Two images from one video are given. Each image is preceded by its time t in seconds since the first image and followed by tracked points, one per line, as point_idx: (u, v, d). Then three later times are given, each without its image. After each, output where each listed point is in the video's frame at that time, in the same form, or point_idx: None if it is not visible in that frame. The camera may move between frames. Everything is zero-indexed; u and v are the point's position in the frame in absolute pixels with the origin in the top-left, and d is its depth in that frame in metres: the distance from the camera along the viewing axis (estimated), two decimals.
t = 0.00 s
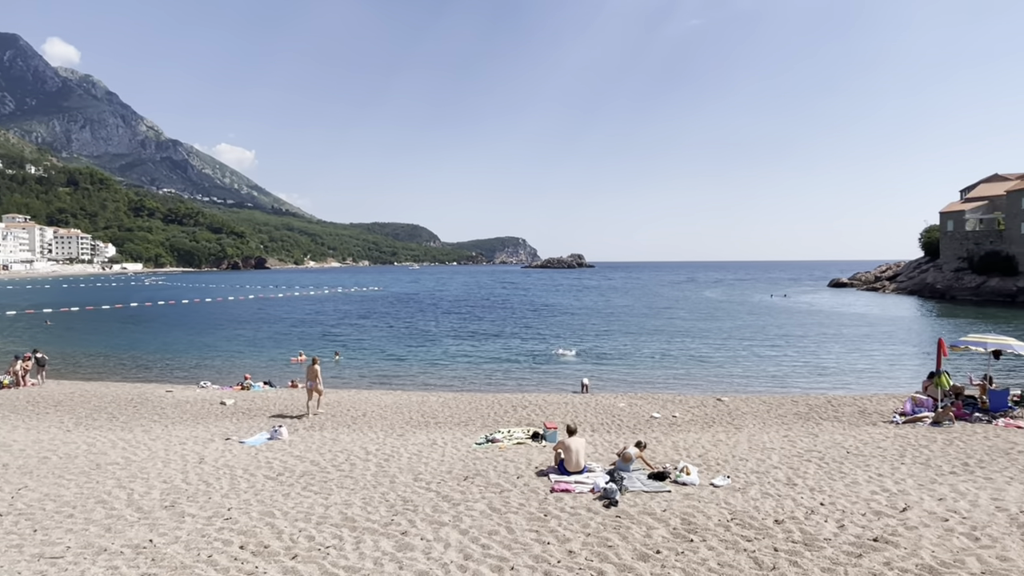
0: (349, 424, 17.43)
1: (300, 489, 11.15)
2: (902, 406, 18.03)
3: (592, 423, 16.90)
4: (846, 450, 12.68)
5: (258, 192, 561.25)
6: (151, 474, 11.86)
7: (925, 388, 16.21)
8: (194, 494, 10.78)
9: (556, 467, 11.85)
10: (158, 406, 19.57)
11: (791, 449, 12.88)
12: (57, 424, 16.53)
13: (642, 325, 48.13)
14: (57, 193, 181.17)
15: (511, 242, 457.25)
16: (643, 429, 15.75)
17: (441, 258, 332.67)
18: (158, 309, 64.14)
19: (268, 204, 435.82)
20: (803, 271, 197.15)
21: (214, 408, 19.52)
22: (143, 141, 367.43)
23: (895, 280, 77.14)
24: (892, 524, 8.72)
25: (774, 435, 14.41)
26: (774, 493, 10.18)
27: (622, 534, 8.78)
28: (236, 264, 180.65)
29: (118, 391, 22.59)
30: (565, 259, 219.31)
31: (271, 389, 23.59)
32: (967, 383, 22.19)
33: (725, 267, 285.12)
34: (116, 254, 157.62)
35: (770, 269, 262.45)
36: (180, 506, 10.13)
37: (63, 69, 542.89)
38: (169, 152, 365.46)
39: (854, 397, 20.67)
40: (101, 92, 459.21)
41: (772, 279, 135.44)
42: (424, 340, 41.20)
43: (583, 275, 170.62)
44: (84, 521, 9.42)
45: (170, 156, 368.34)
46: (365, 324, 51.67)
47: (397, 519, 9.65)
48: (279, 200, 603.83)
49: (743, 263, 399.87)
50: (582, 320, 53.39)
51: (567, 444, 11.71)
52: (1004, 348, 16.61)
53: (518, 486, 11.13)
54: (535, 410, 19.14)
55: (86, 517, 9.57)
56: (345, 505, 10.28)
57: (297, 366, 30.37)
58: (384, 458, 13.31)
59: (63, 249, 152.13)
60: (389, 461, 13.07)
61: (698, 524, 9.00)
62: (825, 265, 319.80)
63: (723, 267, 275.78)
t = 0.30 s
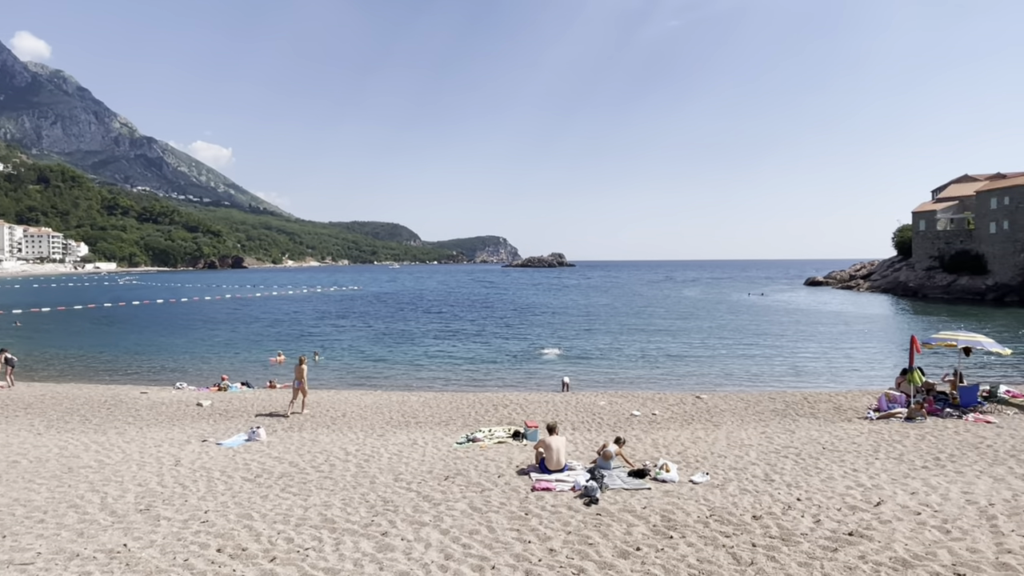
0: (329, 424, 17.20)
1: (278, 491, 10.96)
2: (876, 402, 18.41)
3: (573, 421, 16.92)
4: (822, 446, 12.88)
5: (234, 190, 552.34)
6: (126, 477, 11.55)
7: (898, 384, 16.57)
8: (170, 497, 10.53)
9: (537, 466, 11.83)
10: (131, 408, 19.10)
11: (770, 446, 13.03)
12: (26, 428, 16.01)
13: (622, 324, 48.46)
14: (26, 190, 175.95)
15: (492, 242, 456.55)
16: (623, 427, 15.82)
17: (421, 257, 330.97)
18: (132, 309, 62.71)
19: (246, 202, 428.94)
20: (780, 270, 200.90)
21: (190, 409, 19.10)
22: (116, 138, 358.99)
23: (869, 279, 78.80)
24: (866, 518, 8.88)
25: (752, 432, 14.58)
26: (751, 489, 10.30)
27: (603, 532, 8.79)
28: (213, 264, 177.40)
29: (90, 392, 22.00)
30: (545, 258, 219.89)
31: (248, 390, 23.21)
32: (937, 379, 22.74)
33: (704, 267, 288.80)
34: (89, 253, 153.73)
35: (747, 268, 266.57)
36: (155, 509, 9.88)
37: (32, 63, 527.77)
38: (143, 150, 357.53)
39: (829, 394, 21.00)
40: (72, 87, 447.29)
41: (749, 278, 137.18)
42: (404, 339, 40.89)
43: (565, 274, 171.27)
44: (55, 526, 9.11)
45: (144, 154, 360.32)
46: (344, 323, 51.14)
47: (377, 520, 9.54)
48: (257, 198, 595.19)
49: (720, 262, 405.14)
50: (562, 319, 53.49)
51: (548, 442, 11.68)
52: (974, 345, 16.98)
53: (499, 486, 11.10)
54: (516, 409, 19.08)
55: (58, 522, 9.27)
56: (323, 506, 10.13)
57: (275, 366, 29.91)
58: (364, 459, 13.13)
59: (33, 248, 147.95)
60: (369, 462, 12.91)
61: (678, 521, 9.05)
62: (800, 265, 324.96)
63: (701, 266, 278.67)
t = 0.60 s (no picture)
0: (309, 424, 16.98)
1: (259, 492, 10.77)
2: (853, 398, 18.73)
3: (556, 420, 16.92)
4: (801, 442, 13.05)
5: (213, 188, 543.77)
6: (101, 480, 11.26)
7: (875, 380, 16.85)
8: (147, 500, 10.28)
9: (520, 464, 11.81)
10: (106, 410, 18.66)
11: (749, 442, 13.17)
12: None
13: (605, 323, 48.62)
14: None
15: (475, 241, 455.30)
16: (605, 425, 15.86)
17: (403, 256, 329.27)
18: (107, 309, 61.28)
19: (225, 201, 422.31)
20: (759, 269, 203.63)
21: (167, 411, 18.71)
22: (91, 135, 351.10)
23: (846, 277, 80.20)
24: (844, 513, 8.99)
25: (733, 429, 14.73)
26: (732, 485, 10.38)
27: (585, 530, 8.79)
28: (191, 263, 174.28)
29: (64, 394, 21.44)
30: (528, 257, 220.20)
31: (228, 391, 22.83)
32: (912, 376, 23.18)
33: (685, 266, 291.91)
34: (63, 253, 149.86)
35: (726, 267, 270.03)
36: (131, 512, 9.65)
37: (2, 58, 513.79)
38: (119, 147, 350.06)
39: (809, 391, 21.28)
40: (44, 82, 436.27)
41: (729, 277, 138.80)
42: (386, 339, 40.56)
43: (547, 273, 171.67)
44: (27, 531, 8.84)
45: (120, 151, 352.88)
46: (326, 323, 50.58)
47: (360, 520, 9.43)
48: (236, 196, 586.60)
49: (700, 261, 408.99)
50: (546, 318, 53.49)
51: (530, 441, 11.65)
52: (947, 342, 17.35)
53: (481, 485, 11.04)
54: (499, 408, 19.02)
55: (30, 527, 9.00)
56: (304, 508, 9.97)
57: (255, 367, 29.45)
58: (345, 459, 12.98)
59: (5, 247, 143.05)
60: (350, 462, 12.76)
61: (660, 518, 9.08)
62: (778, 263, 329.36)
63: (681, 266, 280.99)
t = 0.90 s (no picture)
0: (292, 425, 16.77)
1: (240, 494, 10.60)
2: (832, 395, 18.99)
3: (541, 418, 16.90)
4: (782, 439, 13.19)
5: (193, 186, 535.72)
6: (78, 483, 10.99)
7: (854, 377, 17.09)
8: (126, 502, 10.06)
9: (504, 463, 11.76)
10: (83, 412, 18.26)
11: (732, 440, 13.28)
12: None
13: (589, 322, 48.79)
14: None
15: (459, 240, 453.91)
16: (589, 423, 15.88)
17: (387, 255, 327.61)
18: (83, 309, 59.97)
19: (205, 199, 416.14)
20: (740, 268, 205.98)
21: (146, 412, 18.37)
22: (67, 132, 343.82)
23: (826, 276, 81.39)
24: (824, 509, 9.11)
25: (715, 426, 14.85)
26: (715, 483, 10.45)
27: (569, 528, 8.78)
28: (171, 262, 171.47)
29: (39, 396, 20.92)
30: (512, 256, 220.38)
31: (209, 391, 22.48)
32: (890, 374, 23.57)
33: (665, 265, 293.07)
34: (38, 252, 146.41)
35: (709, 265, 272.63)
36: (109, 516, 9.42)
37: None
38: (96, 144, 343.14)
39: (790, 388, 21.52)
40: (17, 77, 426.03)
41: (710, 275, 140.21)
42: (369, 339, 40.24)
43: (532, 272, 171.68)
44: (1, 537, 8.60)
45: (97, 148, 345.94)
46: (308, 323, 50.04)
47: (343, 521, 9.32)
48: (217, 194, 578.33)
49: (682, 260, 412.48)
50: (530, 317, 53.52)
51: (514, 440, 11.62)
52: (924, 339, 17.65)
53: (465, 484, 10.98)
54: (483, 407, 18.96)
55: (4, 532, 8.76)
56: (287, 509, 9.83)
57: (236, 367, 29.03)
58: (328, 459, 12.84)
59: None
60: (333, 462, 12.62)
61: (643, 516, 9.11)
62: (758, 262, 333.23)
63: (664, 264, 282.89)
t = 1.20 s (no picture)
0: (275, 425, 16.56)
1: (223, 495, 10.44)
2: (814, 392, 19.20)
3: (527, 417, 16.87)
4: (765, 436, 13.31)
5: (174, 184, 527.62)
6: (57, 486, 10.74)
7: (836, 374, 17.31)
8: (106, 505, 9.86)
9: (489, 462, 11.73)
10: (61, 413, 17.89)
11: (716, 437, 13.38)
12: None
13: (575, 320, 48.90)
14: None
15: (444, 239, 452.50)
16: (575, 422, 15.87)
17: (371, 253, 325.69)
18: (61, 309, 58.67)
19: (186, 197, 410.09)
20: (722, 266, 208.21)
21: (126, 413, 18.05)
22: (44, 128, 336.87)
23: (807, 274, 82.44)
24: (806, 505, 9.20)
25: (699, 424, 14.96)
26: (699, 479, 10.51)
27: (555, 526, 8.77)
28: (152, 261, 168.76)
29: (15, 398, 20.43)
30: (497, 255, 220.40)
31: (191, 392, 22.15)
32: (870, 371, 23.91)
33: (648, 264, 295.26)
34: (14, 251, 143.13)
35: (692, 263, 274.78)
36: (88, 518, 9.22)
37: None
38: (74, 141, 336.61)
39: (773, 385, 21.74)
40: None
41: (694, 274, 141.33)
42: (354, 338, 39.95)
43: (517, 271, 171.85)
44: None
45: (75, 145, 339.33)
46: (292, 322, 49.53)
47: (327, 521, 9.22)
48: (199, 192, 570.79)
49: (666, 259, 415.44)
50: (515, 316, 53.55)
51: (499, 438, 11.59)
52: (903, 336, 17.92)
53: (451, 484, 10.92)
54: (469, 407, 18.87)
55: None
56: (271, 510, 9.71)
57: (218, 367, 28.61)
58: (312, 460, 12.70)
59: None
60: (317, 462, 12.50)
61: (628, 513, 9.12)
62: (740, 260, 336.84)
63: (648, 262, 284.68)
